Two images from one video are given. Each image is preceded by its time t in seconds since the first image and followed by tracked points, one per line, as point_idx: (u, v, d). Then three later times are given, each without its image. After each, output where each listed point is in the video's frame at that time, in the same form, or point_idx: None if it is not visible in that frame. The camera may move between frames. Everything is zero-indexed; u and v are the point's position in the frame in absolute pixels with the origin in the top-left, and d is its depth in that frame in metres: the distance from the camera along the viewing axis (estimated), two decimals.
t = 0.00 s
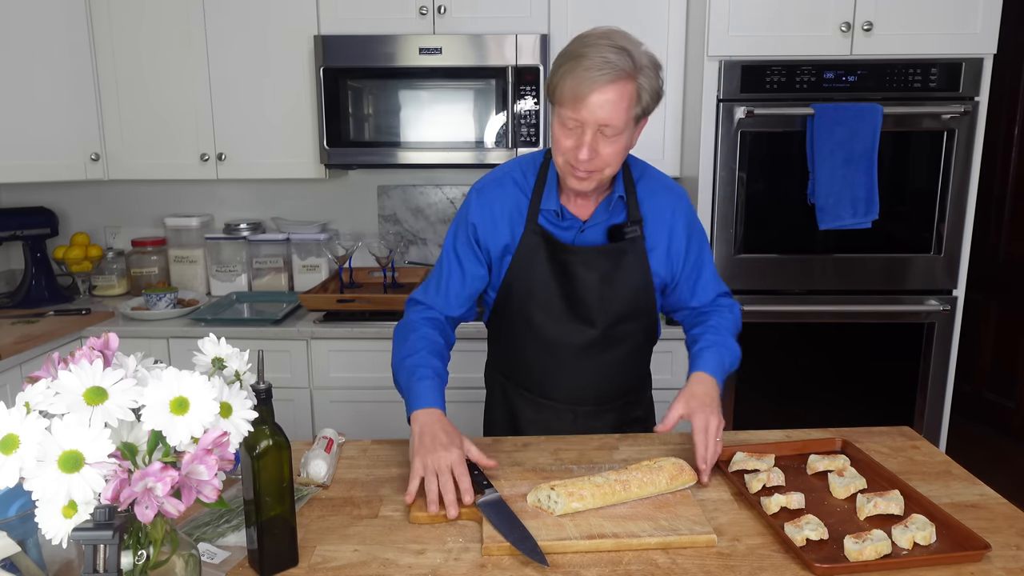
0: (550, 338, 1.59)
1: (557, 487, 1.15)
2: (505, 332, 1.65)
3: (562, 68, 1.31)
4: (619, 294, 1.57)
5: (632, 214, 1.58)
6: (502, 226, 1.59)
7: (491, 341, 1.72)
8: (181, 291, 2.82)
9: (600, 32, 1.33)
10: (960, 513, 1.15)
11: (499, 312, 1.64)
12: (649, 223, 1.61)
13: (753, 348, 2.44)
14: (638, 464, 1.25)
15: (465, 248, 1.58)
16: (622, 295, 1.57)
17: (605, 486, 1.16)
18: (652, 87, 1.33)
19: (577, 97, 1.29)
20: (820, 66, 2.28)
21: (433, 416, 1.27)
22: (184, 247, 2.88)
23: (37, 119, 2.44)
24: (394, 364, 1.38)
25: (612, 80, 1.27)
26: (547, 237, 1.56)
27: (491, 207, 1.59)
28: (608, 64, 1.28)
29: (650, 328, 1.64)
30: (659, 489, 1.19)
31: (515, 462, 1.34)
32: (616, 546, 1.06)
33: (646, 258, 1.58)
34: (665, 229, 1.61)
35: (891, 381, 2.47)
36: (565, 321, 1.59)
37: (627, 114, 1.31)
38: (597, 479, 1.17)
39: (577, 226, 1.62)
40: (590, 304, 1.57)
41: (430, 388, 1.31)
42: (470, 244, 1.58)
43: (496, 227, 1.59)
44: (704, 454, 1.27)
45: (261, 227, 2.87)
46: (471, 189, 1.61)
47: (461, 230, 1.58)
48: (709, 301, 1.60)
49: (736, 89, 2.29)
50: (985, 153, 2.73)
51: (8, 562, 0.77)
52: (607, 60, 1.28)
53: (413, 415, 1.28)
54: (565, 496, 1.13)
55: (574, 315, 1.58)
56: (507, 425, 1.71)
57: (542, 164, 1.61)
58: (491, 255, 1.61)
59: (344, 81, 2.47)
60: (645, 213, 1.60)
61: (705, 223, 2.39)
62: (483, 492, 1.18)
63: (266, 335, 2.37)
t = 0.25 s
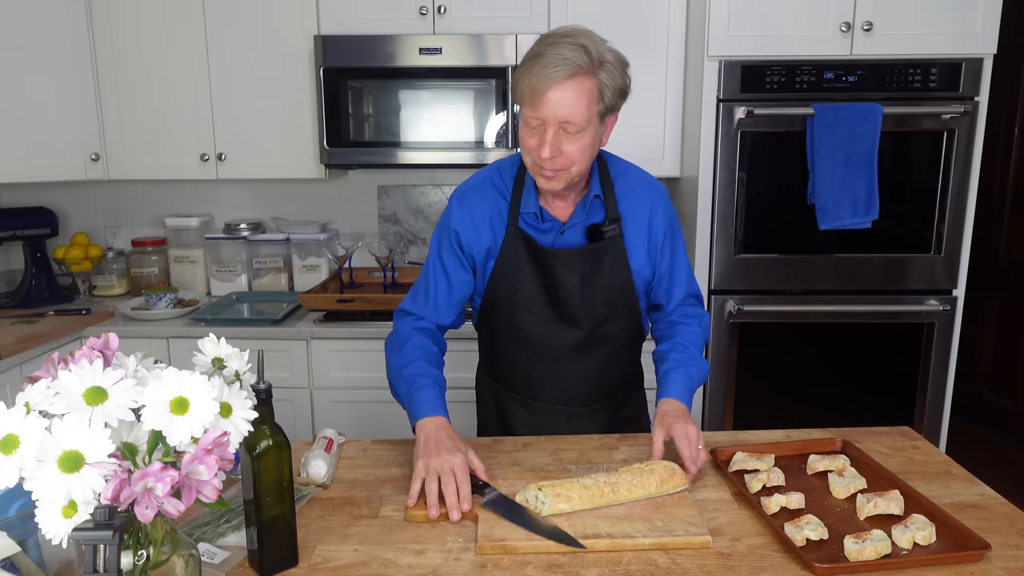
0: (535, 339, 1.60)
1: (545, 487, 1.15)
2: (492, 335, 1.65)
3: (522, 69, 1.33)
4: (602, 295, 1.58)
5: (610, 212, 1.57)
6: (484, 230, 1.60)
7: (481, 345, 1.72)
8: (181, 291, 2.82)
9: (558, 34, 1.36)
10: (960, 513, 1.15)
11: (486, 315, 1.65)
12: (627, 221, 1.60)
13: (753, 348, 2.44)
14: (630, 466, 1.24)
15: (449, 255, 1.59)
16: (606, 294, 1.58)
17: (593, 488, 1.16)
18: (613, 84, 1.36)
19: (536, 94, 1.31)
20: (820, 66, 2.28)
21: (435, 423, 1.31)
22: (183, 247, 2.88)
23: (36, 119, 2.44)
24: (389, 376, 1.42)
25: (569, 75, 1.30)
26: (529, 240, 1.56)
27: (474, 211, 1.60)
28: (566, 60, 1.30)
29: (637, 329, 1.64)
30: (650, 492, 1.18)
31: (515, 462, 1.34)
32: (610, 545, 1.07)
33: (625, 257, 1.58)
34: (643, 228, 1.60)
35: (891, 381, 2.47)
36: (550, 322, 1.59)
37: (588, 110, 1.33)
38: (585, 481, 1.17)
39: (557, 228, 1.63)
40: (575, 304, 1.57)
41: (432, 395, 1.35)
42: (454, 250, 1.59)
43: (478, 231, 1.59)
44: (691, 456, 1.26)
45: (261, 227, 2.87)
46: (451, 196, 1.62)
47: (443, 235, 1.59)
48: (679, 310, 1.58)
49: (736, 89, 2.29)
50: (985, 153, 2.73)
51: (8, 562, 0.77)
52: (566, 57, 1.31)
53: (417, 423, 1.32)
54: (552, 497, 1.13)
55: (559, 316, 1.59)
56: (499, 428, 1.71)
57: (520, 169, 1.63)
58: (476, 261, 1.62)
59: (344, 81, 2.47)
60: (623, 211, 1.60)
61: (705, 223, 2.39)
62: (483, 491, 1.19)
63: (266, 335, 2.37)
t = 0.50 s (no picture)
0: (521, 339, 1.60)
1: (491, 487, 1.15)
2: (481, 335, 1.67)
3: (500, 67, 1.33)
4: (586, 295, 1.58)
5: (593, 211, 1.56)
6: (469, 231, 1.60)
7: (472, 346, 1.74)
8: (181, 291, 2.82)
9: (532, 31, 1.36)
10: (960, 513, 1.15)
11: (475, 316, 1.66)
12: (611, 219, 1.57)
13: (752, 348, 2.44)
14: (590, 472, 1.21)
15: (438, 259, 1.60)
16: (589, 295, 1.58)
17: (540, 492, 1.14)
18: (591, 78, 1.36)
19: (516, 92, 1.31)
20: (820, 66, 2.28)
21: (424, 434, 1.33)
22: (184, 247, 2.88)
23: (36, 119, 2.44)
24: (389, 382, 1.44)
25: (547, 71, 1.30)
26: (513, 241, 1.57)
27: (460, 214, 1.61)
28: (543, 56, 1.30)
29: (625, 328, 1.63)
30: (600, 502, 1.15)
31: (515, 462, 1.34)
32: (535, 552, 1.05)
33: (608, 256, 1.57)
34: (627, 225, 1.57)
35: (891, 380, 2.47)
36: (534, 321, 1.60)
37: (568, 105, 1.33)
38: (535, 484, 1.16)
39: (541, 228, 1.60)
40: (557, 304, 1.58)
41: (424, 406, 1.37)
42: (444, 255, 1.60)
43: (465, 233, 1.60)
44: (652, 472, 1.20)
45: (261, 227, 2.87)
46: (442, 199, 1.62)
47: (432, 241, 1.60)
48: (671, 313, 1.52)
49: (736, 89, 2.29)
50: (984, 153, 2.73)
51: (8, 562, 0.77)
52: (543, 53, 1.31)
53: (406, 432, 1.34)
54: (495, 497, 1.13)
55: (543, 316, 1.60)
56: (491, 429, 1.72)
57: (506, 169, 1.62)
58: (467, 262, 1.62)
59: (344, 81, 2.47)
60: (607, 211, 1.57)
61: (705, 223, 2.39)
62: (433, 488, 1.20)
63: (266, 335, 2.37)
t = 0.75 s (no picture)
0: (513, 339, 1.61)
1: (432, 496, 1.12)
2: (478, 335, 1.67)
3: (498, 69, 1.32)
4: (575, 296, 1.56)
5: (581, 212, 1.53)
6: (463, 232, 1.60)
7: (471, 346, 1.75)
8: (181, 291, 2.82)
9: (522, 30, 1.34)
10: (960, 513, 1.15)
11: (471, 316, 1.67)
12: (599, 219, 1.53)
13: (752, 348, 2.44)
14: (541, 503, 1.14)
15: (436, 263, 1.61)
16: (577, 296, 1.56)
17: (473, 510, 1.09)
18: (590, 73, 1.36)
19: (522, 95, 1.30)
20: (820, 66, 2.28)
21: (413, 436, 1.34)
22: (184, 247, 2.88)
23: (36, 119, 2.44)
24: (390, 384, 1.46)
25: (550, 71, 1.29)
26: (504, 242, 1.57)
27: (455, 216, 1.61)
28: (543, 56, 1.30)
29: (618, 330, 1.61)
30: (533, 533, 1.07)
31: (515, 462, 1.34)
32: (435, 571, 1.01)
33: (596, 258, 1.54)
34: (613, 226, 1.52)
35: (891, 380, 2.47)
36: (525, 322, 1.60)
37: (570, 103, 1.33)
38: (474, 501, 1.11)
39: (532, 228, 1.59)
40: (547, 305, 1.57)
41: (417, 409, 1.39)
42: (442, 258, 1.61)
43: (460, 235, 1.60)
44: (606, 509, 1.11)
45: (261, 227, 2.87)
46: (438, 200, 1.63)
47: (431, 244, 1.61)
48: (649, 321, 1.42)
49: (736, 89, 2.29)
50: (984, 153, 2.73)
51: (8, 562, 0.77)
52: (543, 52, 1.30)
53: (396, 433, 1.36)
54: (428, 506, 1.10)
55: (534, 316, 1.59)
56: (489, 427, 1.73)
57: (500, 169, 1.61)
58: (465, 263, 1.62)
59: (344, 81, 2.47)
60: (595, 211, 1.53)
61: (706, 223, 2.39)
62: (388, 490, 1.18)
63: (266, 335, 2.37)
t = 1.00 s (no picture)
0: (514, 339, 1.61)
1: (394, 512, 1.08)
2: (479, 332, 1.68)
3: (528, 71, 1.31)
4: (574, 298, 1.55)
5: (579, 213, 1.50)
6: (467, 230, 1.59)
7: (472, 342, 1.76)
8: (181, 291, 2.82)
9: (540, 33, 1.34)
10: (960, 513, 1.15)
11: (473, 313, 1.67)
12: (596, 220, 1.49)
13: (753, 348, 2.44)
14: (503, 526, 1.07)
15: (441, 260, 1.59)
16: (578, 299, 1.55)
17: (427, 530, 1.04)
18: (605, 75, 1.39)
19: (559, 95, 1.30)
20: (820, 66, 2.28)
21: (406, 437, 1.34)
22: (184, 247, 2.88)
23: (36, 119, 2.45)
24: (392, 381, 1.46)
25: (583, 72, 1.30)
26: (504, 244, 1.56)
27: (460, 213, 1.60)
28: (573, 56, 1.30)
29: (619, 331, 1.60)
30: (482, 560, 1.01)
31: (516, 462, 1.34)
32: None
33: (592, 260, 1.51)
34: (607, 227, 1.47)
35: (891, 380, 2.47)
36: (526, 322, 1.60)
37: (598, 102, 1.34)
38: (431, 521, 1.06)
39: (537, 228, 1.58)
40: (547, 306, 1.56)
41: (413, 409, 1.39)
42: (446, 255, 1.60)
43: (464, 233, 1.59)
44: (568, 541, 1.04)
45: (261, 227, 2.87)
46: (443, 197, 1.62)
47: (436, 241, 1.60)
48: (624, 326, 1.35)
49: (736, 89, 2.29)
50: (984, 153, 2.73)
51: (8, 562, 0.77)
52: (571, 53, 1.31)
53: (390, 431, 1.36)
54: (385, 521, 1.07)
55: (535, 316, 1.59)
56: (490, 425, 1.75)
57: (504, 168, 1.59)
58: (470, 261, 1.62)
59: (344, 81, 2.47)
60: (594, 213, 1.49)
61: (706, 223, 2.39)
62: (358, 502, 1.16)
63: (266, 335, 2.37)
